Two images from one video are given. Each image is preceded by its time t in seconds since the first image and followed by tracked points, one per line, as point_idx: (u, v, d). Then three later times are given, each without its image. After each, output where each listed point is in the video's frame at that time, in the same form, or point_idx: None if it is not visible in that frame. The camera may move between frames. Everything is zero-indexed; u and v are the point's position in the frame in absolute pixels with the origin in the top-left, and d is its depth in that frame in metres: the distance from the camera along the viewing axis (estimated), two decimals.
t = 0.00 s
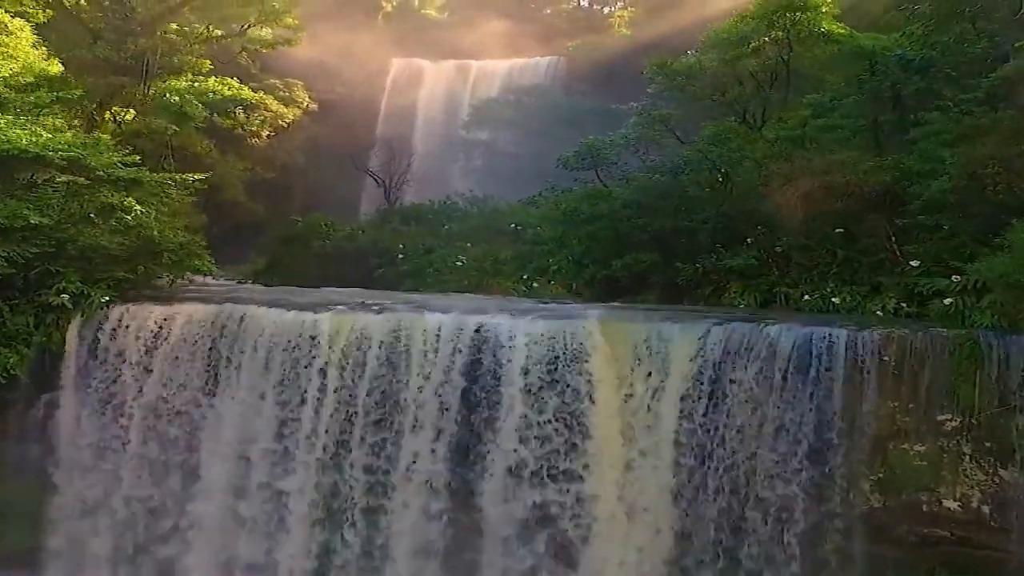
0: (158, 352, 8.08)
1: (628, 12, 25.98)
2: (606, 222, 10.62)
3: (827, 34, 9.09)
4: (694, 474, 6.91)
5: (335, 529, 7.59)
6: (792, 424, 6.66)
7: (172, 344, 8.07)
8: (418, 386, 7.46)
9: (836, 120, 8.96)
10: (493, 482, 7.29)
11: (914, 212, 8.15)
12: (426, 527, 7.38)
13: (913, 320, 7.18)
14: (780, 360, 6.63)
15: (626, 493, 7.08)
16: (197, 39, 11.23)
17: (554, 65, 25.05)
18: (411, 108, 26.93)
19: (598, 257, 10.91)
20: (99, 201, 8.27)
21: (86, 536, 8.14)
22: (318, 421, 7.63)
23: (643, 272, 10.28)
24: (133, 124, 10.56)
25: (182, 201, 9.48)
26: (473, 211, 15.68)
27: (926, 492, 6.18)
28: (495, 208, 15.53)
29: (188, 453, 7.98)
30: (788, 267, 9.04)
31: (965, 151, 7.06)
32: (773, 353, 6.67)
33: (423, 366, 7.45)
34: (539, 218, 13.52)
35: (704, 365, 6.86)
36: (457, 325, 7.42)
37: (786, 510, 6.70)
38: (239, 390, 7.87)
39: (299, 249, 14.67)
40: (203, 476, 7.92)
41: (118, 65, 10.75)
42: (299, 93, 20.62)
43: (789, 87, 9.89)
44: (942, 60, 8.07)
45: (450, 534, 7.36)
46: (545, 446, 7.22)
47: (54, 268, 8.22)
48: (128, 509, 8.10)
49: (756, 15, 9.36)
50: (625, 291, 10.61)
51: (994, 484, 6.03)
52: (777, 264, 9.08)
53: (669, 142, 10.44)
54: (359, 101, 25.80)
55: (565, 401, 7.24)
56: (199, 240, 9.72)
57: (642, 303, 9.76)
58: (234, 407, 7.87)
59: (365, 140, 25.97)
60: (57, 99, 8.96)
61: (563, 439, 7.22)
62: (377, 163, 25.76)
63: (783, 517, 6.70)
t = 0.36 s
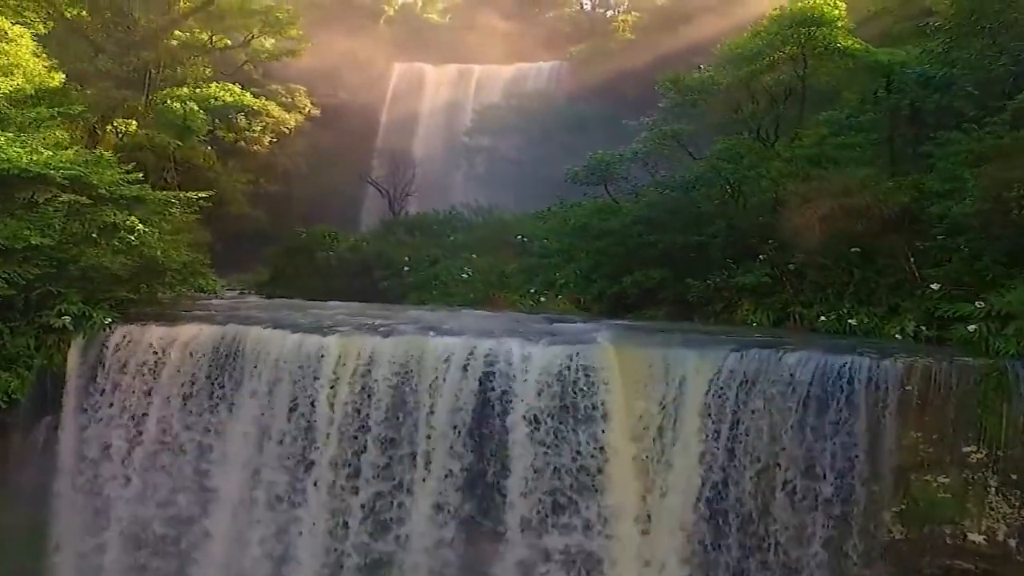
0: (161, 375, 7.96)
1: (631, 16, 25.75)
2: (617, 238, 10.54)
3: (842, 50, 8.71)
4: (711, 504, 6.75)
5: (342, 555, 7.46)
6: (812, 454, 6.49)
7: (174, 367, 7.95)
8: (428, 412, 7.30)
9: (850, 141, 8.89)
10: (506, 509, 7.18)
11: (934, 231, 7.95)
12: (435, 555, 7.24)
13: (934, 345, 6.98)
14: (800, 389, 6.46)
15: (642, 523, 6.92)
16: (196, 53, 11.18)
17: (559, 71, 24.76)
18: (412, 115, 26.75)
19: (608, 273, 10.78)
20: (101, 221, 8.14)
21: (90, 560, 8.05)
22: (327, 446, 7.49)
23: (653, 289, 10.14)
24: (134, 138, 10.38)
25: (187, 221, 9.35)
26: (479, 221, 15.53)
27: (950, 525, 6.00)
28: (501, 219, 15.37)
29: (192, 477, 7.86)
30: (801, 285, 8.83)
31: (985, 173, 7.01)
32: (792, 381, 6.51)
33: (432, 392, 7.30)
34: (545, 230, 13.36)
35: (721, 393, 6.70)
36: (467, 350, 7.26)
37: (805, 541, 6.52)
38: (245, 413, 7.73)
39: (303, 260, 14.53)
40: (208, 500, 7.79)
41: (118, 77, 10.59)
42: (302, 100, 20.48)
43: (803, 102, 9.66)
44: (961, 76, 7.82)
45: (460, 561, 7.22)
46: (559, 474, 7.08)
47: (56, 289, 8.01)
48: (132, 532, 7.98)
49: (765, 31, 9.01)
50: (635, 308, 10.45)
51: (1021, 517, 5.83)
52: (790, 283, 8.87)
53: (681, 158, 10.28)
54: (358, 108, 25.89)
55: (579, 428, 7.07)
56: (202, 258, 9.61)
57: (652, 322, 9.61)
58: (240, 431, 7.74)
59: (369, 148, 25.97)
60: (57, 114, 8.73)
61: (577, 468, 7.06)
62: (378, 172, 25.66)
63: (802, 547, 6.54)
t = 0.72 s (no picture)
0: (166, 398, 7.84)
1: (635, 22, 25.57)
2: (627, 253, 10.47)
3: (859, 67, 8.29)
4: (729, 535, 6.63)
5: None
6: (833, 485, 6.35)
7: (180, 391, 7.83)
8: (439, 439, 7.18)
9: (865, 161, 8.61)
10: (518, 539, 7.05)
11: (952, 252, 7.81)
12: None
13: (955, 372, 6.84)
14: (820, 420, 6.32)
15: (658, 554, 6.79)
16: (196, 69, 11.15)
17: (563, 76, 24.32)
18: (414, 123, 26.69)
19: (617, 288, 10.70)
20: (105, 242, 7.98)
21: None
22: (336, 472, 7.39)
23: (663, 306, 10.03)
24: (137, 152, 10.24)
25: (191, 242, 9.28)
26: (484, 232, 15.40)
27: (973, 558, 5.92)
28: (507, 229, 15.25)
29: (200, 500, 7.77)
30: (815, 303, 8.69)
31: (1009, 196, 6.90)
32: (811, 412, 6.36)
33: (443, 418, 7.17)
34: (553, 243, 13.22)
35: (739, 422, 6.57)
36: (478, 376, 7.12)
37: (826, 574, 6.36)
38: (251, 437, 7.60)
39: (307, 272, 14.40)
40: (216, 525, 7.69)
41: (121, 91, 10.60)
42: (305, 106, 20.35)
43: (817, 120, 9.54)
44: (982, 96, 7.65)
45: None
46: (573, 502, 6.96)
47: (60, 312, 7.92)
48: (136, 557, 7.82)
49: (779, 47, 8.74)
50: (645, 325, 10.33)
51: None
52: (803, 301, 8.76)
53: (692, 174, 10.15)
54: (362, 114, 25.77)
55: (593, 457, 6.93)
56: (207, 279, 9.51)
57: (663, 340, 9.48)
58: (247, 455, 7.61)
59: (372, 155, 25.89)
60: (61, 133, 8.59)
61: (592, 497, 6.93)
62: (380, 181, 25.82)
63: None
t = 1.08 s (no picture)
0: (175, 419, 7.79)
1: (639, 27, 25.50)
2: (635, 268, 10.43)
3: (870, 86, 8.36)
4: (746, 562, 6.56)
5: None
6: (851, 512, 6.28)
7: (190, 412, 7.77)
8: (451, 462, 7.11)
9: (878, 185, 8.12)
10: (532, 563, 6.99)
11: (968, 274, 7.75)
12: None
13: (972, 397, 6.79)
14: (838, 447, 6.25)
15: None
16: (201, 82, 10.88)
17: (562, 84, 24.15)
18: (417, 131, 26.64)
19: (626, 303, 10.65)
20: (114, 263, 7.94)
21: None
22: (347, 495, 7.31)
23: (673, 322, 9.98)
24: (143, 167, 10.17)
25: (199, 260, 9.23)
26: (490, 242, 15.36)
27: None
28: (513, 240, 15.21)
29: (209, 522, 7.72)
30: (827, 320, 8.62)
31: None
32: (829, 438, 6.31)
33: (455, 441, 7.11)
34: (560, 256, 13.15)
35: (755, 447, 6.51)
36: (491, 399, 7.06)
37: None
38: (262, 459, 7.55)
39: (313, 283, 14.37)
40: (225, 547, 7.64)
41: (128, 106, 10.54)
42: (308, 111, 20.26)
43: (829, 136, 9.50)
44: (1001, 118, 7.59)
45: None
46: (588, 527, 6.90)
47: (68, 333, 7.83)
48: None
49: (791, 66, 8.68)
50: (654, 340, 10.26)
51: None
52: (814, 319, 8.69)
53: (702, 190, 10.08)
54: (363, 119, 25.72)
55: (608, 481, 6.87)
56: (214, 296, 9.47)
57: (673, 357, 9.42)
58: (257, 476, 7.57)
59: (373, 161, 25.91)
60: (67, 148, 8.61)
61: (606, 521, 6.88)
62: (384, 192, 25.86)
63: None
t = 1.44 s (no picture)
0: (189, 438, 7.87)
1: (642, 32, 25.49)
2: (644, 285, 10.48)
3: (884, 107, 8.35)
4: None
5: None
6: (866, 539, 6.27)
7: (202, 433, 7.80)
8: (464, 485, 7.13)
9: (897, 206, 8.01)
10: None
11: (981, 296, 7.71)
12: None
13: (986, 422, 6.79)
14: (852, 474, 6.25)
15: None
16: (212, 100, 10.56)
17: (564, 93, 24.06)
18: (420, 141, 26.71)
19: (635, 319, 10.66)
20: (128, 285, 7.91)
21: None
22: (360, 517, 7.33)
23: (683, 339, 9.99)
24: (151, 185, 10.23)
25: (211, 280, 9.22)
26: (495, 254, 15.36)
27: None
28: (519, 252, 15.21)
29: (221, 542, 7.77)
30: (837, 339, 8.63)
31: None
32: (843, 464, 6.30)
33: (468, 465, 7.12)
34: (569, 270, 13.11)
35: (769, 473, 6.49)
36: (504, 423, 7.07)
37: None
38: (275, 480, 7.62)
39: (319, 295, 14.39)
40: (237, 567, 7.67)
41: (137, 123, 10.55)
42: (311, 118, 20.09)
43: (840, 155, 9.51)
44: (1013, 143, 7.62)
45: None
46: (601, 551, 6.92)
47: (81, 355, 7.79)
48: None
49: (803, 86, 8.62)
50: (663, 357, 10.28)
51: None
52: (824, 337, 8.69)
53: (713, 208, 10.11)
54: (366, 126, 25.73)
55: (621, 504, 6.89)
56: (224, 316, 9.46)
57: (683, 374, 9.43)
58: (270, 496, 7.65)
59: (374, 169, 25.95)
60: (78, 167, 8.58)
61: (619, 544, 6.90)
62: (390, 202, 25.66)
63: None
